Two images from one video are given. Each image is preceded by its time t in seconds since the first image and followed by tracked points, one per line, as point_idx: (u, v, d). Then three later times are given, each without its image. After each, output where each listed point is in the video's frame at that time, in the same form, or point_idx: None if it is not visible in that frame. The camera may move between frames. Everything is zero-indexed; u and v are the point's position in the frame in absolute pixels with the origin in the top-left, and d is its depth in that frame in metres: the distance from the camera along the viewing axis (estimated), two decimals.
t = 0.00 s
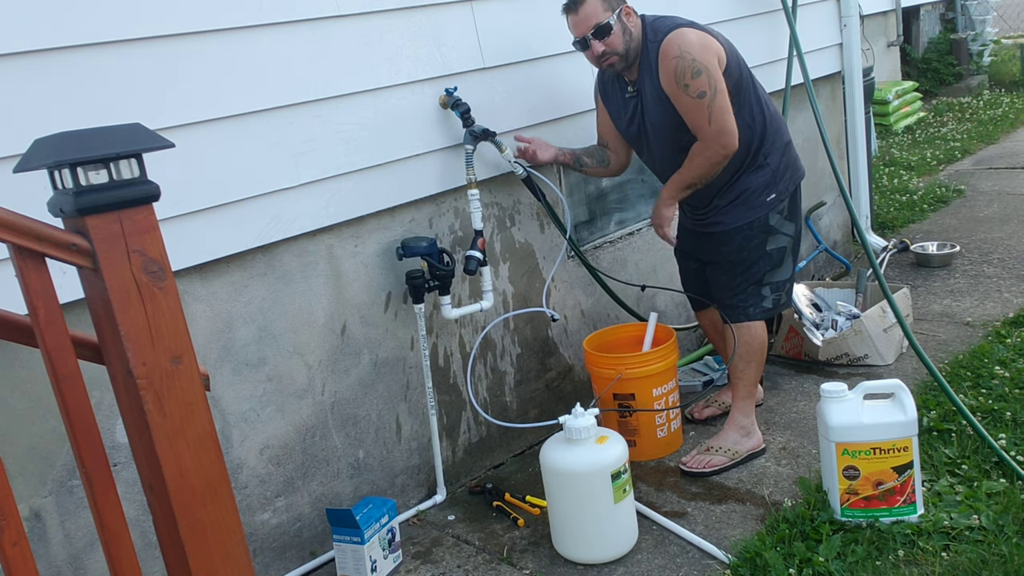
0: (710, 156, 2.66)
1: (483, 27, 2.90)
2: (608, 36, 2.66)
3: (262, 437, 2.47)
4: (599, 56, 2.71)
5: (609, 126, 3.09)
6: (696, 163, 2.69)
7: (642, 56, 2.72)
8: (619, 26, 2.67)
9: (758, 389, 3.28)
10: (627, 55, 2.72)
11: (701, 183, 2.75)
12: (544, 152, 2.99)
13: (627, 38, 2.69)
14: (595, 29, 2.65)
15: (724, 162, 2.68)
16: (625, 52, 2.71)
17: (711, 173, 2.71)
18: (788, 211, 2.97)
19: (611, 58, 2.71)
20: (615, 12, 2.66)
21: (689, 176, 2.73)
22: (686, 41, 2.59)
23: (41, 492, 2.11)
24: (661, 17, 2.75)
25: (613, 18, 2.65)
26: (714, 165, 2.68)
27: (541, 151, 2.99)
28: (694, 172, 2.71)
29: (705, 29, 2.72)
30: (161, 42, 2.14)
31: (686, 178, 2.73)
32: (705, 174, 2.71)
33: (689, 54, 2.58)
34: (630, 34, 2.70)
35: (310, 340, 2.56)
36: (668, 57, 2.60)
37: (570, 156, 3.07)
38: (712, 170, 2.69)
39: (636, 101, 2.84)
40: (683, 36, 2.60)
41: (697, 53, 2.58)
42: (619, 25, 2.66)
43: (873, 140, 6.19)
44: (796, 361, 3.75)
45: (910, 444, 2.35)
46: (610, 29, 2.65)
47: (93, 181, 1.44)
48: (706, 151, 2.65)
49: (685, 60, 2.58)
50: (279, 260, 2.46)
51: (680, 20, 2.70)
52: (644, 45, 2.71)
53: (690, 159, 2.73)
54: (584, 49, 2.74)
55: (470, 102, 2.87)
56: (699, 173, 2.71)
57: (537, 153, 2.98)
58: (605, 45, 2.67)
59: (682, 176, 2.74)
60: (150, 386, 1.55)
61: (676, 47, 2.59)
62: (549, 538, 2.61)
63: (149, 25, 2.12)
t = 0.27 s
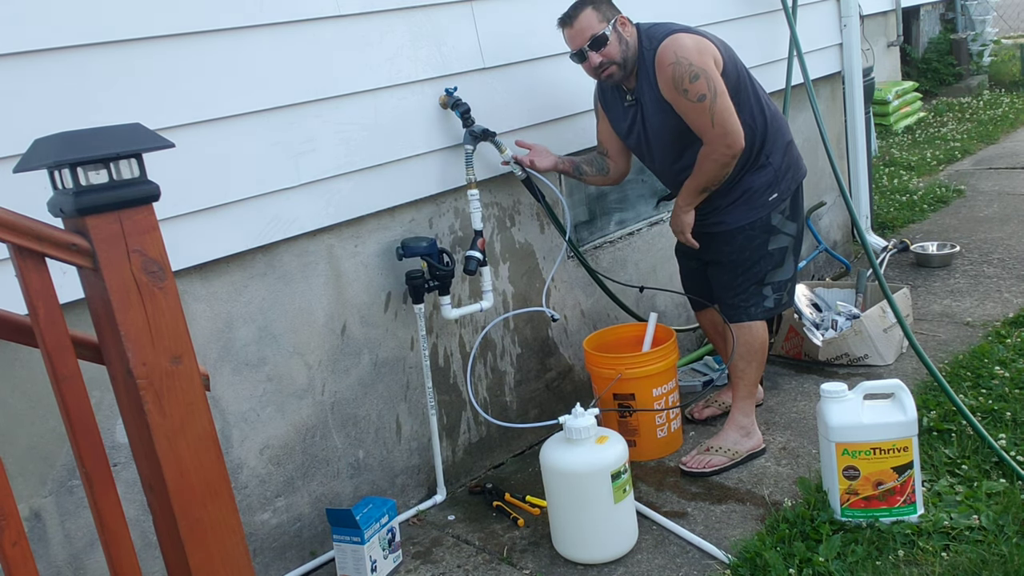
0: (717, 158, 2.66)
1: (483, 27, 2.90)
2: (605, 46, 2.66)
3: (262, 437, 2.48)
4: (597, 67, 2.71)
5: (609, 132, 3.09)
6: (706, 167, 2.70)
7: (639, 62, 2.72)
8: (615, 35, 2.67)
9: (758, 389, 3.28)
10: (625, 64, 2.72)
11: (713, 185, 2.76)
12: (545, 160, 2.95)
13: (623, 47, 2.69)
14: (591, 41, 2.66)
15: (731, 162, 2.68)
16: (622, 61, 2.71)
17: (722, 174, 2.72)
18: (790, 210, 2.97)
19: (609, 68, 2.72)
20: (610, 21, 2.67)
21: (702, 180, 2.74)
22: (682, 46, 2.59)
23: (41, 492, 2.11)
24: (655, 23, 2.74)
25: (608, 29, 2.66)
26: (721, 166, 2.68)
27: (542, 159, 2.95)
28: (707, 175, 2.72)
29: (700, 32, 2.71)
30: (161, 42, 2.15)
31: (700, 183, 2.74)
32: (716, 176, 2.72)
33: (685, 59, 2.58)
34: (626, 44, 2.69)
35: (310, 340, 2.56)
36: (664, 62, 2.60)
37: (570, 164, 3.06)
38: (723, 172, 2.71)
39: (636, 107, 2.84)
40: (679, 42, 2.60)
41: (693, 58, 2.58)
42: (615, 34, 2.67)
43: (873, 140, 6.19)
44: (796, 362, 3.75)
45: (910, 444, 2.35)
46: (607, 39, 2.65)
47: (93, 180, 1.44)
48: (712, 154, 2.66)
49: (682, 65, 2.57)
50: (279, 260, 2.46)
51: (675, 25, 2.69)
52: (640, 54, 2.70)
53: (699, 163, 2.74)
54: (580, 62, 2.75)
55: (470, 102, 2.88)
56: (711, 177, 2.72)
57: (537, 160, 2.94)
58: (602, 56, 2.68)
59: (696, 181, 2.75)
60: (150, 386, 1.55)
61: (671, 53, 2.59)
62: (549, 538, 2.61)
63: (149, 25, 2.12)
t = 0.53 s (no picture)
0: (715, 157, 2.65)
1: (483, 27, 2.90)
2: (605, 46, 2.67)
3: (262, 437, 2.48)
4: (597, 66, 2.71)
5: (609, 133, 3.08)
6: (703, 166, 2.68)
7: (639, 62, 2.72)
8: (614, 35, 2.67)
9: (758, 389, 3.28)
10: (625, 64, 2.72)
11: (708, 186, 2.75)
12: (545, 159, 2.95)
13: (623, 47, 2.69)
14: (591, 40, 2.66)
15: (729, 162, 2.68)
16: (621, 61, 2.71)
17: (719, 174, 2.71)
18: (789, 210, 2.97)
19: (608, 68, 2.72)
20: (610, 21, 2.67)
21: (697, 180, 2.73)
22: (681, 46, 2.59)
23: (41, 492, 2.11)
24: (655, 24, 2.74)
25: (608, 29, 2.66)
26: (720, 166, 2.68)
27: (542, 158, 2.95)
28: (702, 174, 2.71)
29: (700, 32, 2.72)
30: (161, 42, 2.15)
31: (694, 183, 2.73)
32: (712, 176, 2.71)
33: (685, 58, 2.58)
34: (626, 44, 2.69)
35: (310, 340, 2.56)
36: (664, 62, 2.60)
37: (570, 164, 3.05)
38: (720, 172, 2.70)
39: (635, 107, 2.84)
40: (679, 42, 2.60)
41: (693, 57, 2.58)
42: (615, 34, 2.67)
43: (873, 140, 6.19)
44: (796, 362, 3.75)
45: (910, 444, 2.35)
46: (607, 39, 2.65)
47: (93, 180, 1.44)
48: (710, 153, 2.65)
49: (682, 65, 2.57)
50: (279, 260, 2.46)
51: (675, 25, 2.70)
52: (640, 53, 2.70)
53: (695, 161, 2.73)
54: (580, 61, 2.75)
55: (470, 102, 2.88)
56: (707, 176, 2.71)
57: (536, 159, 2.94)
58: (602, 55, 2.68)
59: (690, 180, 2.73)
60: (150, 386, 1.55)
61: (671, 53, 2.59)
62: (549, 538, 2.61)
63: (149, 25, 2.12)
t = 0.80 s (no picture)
0: (714, 156, 2.65)
1: (483, 27, 2.90)
2: (605, 44, 2.67)
3: (262, 437, 2.47)
4: (597, 64, 2.71)
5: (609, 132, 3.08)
6: (702, 165, 2.68)
7: (639, 61, 2.72)
8: (615, 33, 2.67)
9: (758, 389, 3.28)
10: (625, 62, 2.71)
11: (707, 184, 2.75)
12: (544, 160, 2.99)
13: (624, 45, 2.69)
14: (591, 39, 2.66)
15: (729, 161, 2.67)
16: (622, 60, 2.71)
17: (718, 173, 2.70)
18: (789, 210, 2.97)
19: (608, 66, 2.72)
20: (610, 20, 2.67)
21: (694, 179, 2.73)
22: (681, 45, 2.59)
23: (41, 492, 2.11)
24: (655, 22, 2.75)
25: (608, 27, 2.66)
26: (719, 165, 2.67)
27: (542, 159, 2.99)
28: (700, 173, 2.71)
29: (701, 31, 2.72)
30: (161, 42, 2.14)
31: (694, 181, 2.73)
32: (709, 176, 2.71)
33: (685, 58, 2.58)
34: (626, 42, 2.69)
35: (310, 340, 2.56)
36: (664, 61, 2.60)
37: (570, 163, 3.07)
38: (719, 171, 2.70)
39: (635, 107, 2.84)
40: (679, 41, 2.60)
41: (693, 56, 2.58)
42: (615, 32, 2.67)
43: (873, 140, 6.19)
44: (796, 361, 3.75)
45: (910, 444, 2.35)
46: (606, 37, 2.66)
47: (93, 181, 1.44)
48: (709, 152, 2.65)
49: (682, 63, 2.57)
50: (279, 260, 2.46)
51: (676, 24, 2.70)
52: (640, 52, 2.70)
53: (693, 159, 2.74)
54: (579, 59, 2.74)
55: (470, 102, 2.87)
56: (707, 175, 2.71)
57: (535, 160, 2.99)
58: (602, 53, 2.68)
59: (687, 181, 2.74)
60: (150, 386, 1.55)
61: (672, 51, 2.59)
62: (549, 538, 2.61)
63: (149, 25, 2.12)
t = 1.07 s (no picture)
0: (716, 154, 2.65)
1: (483, 27, 2.90)
2: (598, 50, 2.69)
3: (262, 437, 2.48)
4: (589, 68, 2.74)
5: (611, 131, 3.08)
6: (704, 163, 2.68)
7: (638, 60, 2.72)
8: (608, 39, 2.68)
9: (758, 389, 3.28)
10: (618, 66, 2.73)
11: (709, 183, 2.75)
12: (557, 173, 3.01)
13: (618, 50, 2.70)
14: (584, 43, 2.68)
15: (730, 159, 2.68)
16: (614, 64, 2.73)
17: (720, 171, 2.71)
18: (788, 211, 2.97)
19: (601, 69, 2.75)
20: (605, 24, 2.66)
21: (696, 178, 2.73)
22: (682, 43, 2.59)
23: (41, 492, 2.11)
24: (655, 21, 2.75)
25: (603, 33, 2.66)
26: (721, 163, 2.67)
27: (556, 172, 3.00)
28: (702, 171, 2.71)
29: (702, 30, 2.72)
30: (161, 42, 2.15)
31: (696, 180, 2.73)
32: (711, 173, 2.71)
33: (686, 56, 2.58)
34: (621, 47, 2.70)
35: (310, 340, 2.56)
36: (664, 59, 2.60)
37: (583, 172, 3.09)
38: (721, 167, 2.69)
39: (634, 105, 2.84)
40: (680, 39, 2.60)
41: (693, 54, 2.58)
42: (608, 38, 2.67)
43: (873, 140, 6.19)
44: (796, 362, 3.75)
45: (910, 444, 2.35)
46: (599, 44, 2.67)
47: (93, 180, 1.44)
48: (711, 150, 2.65)
49: (683, 61, 2.57)
50: (279, 260, 2.46)
51: (677, 22, 2.70)
52: (640, 50, 2.70)
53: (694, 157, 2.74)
54: (574, 58, 2.77)
55: (470, 102, 2.88)
56: (708, 173, 2.71)
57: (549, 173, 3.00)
58: (594, 58, 2.71)
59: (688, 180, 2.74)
60: (150, 386, 1.55)
61: (672, 49, 2.59)
62: (549, 538, 2.61)
63: (148, 25, 2.12)
